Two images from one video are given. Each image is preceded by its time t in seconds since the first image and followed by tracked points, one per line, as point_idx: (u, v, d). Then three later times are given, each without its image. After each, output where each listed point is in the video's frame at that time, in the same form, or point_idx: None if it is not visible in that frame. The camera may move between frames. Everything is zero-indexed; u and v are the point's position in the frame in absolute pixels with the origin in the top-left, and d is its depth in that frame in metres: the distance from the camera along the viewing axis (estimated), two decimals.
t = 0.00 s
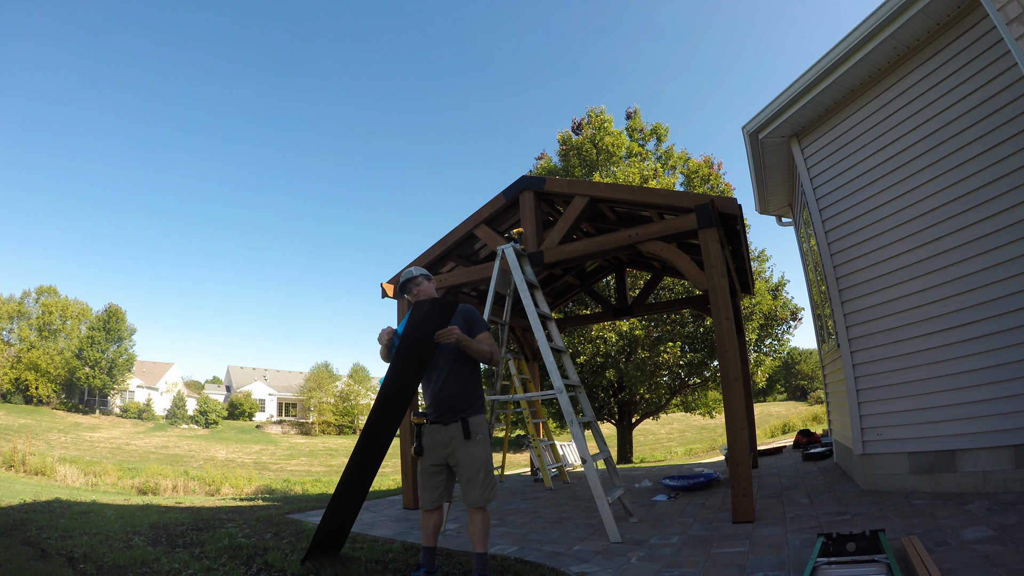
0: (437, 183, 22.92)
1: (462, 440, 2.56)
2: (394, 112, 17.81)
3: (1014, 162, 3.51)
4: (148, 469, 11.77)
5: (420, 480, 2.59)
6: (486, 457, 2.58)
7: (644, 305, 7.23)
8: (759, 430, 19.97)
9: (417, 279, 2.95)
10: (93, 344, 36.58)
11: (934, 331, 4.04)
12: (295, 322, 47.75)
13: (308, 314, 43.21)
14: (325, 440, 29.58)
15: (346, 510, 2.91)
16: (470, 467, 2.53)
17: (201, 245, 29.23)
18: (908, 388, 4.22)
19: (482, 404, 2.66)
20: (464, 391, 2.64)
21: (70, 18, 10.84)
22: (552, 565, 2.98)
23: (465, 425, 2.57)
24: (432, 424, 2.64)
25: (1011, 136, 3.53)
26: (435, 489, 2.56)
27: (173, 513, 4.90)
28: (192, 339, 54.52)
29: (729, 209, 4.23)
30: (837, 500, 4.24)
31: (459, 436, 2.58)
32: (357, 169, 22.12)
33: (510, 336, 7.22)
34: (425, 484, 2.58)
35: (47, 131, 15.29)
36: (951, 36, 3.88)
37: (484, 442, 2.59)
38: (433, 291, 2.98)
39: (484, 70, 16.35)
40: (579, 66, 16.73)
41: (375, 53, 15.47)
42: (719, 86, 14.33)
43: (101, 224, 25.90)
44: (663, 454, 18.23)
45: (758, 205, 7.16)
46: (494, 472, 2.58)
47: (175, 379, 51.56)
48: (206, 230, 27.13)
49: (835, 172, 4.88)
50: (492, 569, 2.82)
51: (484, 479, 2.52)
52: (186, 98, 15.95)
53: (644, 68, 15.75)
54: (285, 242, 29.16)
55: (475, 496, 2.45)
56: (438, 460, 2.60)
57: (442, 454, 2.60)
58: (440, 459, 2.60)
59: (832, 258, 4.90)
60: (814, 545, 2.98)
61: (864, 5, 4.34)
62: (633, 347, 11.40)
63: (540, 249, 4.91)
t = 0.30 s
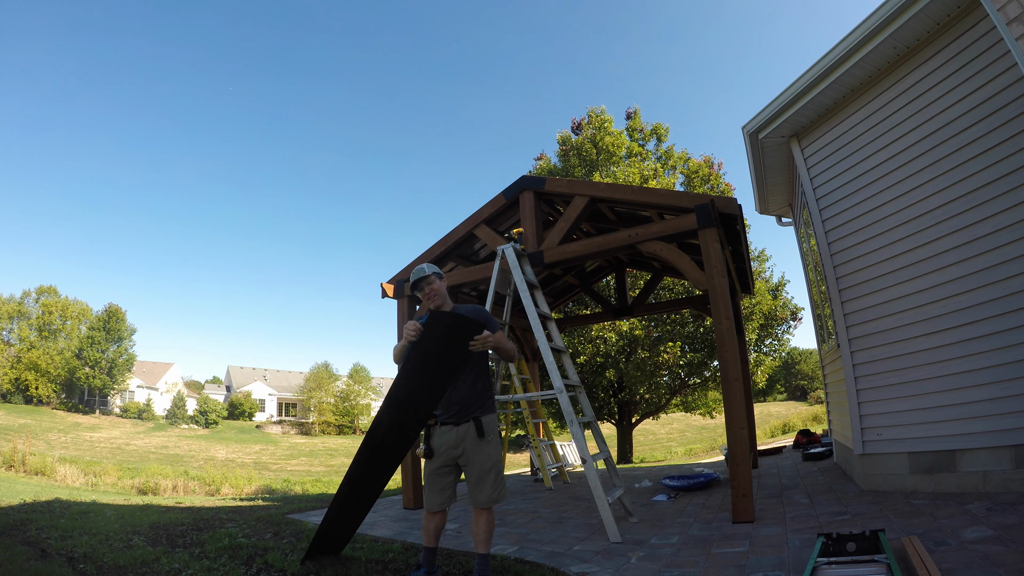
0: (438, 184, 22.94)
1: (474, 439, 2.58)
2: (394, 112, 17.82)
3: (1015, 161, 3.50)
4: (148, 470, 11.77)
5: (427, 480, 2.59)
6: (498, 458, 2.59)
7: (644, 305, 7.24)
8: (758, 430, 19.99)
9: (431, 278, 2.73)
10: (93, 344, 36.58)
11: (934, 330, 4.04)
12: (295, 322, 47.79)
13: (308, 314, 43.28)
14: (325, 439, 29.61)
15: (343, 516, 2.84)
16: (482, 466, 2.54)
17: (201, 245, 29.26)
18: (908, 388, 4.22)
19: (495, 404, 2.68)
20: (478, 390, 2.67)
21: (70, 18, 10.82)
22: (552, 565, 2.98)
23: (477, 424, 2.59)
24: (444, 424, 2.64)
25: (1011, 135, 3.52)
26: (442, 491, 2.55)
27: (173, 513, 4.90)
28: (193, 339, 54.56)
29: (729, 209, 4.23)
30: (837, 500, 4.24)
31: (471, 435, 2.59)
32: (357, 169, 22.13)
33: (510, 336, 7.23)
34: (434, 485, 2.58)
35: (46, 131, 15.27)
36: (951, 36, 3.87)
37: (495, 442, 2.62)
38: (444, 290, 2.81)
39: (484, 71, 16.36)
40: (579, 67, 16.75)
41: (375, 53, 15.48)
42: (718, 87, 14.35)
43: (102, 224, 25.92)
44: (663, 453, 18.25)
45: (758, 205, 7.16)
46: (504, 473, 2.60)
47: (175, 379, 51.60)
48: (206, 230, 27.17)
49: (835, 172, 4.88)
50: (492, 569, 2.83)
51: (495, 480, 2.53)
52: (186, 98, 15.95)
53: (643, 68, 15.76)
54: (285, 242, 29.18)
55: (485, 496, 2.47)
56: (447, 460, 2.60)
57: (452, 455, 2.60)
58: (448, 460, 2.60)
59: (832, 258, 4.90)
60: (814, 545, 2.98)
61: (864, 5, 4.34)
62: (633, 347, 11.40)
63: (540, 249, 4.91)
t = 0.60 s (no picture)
0: (438, 184, 22.95)
1: (474, 439, 2.58)
2: (394, 112, 17.81)
3: (1015, 161, 3.50)
4: (149, 470, 11.77)
5: (428, 480, 2.59)
6: (498, 458, 2.60)
7: (644, 305, 7.24)
8: (758, 430, 19.99)
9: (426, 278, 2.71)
10: (93, 344, 36.61)
11: (934, 330, 4.04)
12: (295, 322, 47.82)
13: (308, 314, 43.31)
14: (325, 440, 29.62)
15: (346, 517, 2.86)
16: (483, 466, 2.54)
17: (201, 245, 29.26)
18: (908, 389, 4.22)
19: (495, 405, 2.68)
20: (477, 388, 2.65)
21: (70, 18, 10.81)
22: (552, 565, 2.99)
23: (478, 424, 2.59)
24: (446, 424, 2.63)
25: (1011, 136, 3.53)
26: (443, 490, 2.55)
27: (173, 513, 4.90)
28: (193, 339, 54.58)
29: (729, 209, 4.22)
30: (837, 500, 4.24)
31: (472, 436, 2.59)
32: (357, 169, 22.11)
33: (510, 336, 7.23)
34: (435, 485, 2.58)
35: (45, 131, 15.26)
36: (952, 36, 3.87)
37: (496, 442, 2.62)
38: (442, 291, 2.80)
39: (484, 71, 16.35)
40: (579, 67, 16.74)
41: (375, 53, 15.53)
42: (718, 87, 14.36)
43: (102, 224, 25.93)
44: (663, 453, 18.26)
45: (758, 204, 7.13)
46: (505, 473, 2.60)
47: (175, 379, 51.64)
48: (205, 230, 27.19)
49: (835, 172, 4.88)
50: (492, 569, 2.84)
51: (496, 479, 2.53)
52: (186, 98, 15.93)
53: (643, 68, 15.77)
54: (285, 242, 29.20)
55: (485, 496, 2.47)
56: (448, 461, 2.59)
57: (452, 455, 2.60)
58: (449, 460, 2.60)
59: (832, 258, 4.90)
60: (814, 545, 2.98)
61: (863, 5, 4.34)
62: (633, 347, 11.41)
63: (539, 249, 4.90)
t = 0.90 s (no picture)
0: (438, 185, 22.95)
1: (476, 441, 2.59)
2: (393, 112, 17.80)
3: (1015, 161, 3.51)
4: (149, 469, 11.77)
5: (429, 481, 2.58)
6: (499, 458, 2.61)
7: (644, 305, 7.24)
8: (758, 430, 20.00)
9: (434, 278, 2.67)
10: (93, 344, 36.59)
11: (934, 331, 4.04)
12: (295, 322, 47.84)
13: (308, 314, 43.31)
14: (325, 439, 29.63)
15: (347, 517, 2.87)
16: (485, 466, 2.54)
17: (201, 245, 29.27)
18: (907, 389, 4.22)
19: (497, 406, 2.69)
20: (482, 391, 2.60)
21: (70, 18, 10.81)
22: (552, 565, 2.99)
23: (480, 425, 2.59)
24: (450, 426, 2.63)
25: (1011, 136, 3.52)
26: (444, 491, 2.55)
27: (172, 513, 4.89)
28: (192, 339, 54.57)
29: (729, 209, 4.22)
30: (837, 500, 4.24)
31: (474, 437, 2.59)
32: (357, 169, 22.09)
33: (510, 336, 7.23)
34: (436, 486, 2.57)
35: (44, 131, 15.24)
36: (951, 36, 3.88)
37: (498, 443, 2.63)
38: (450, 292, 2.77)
39: (484, 71, 16.35)
40: (578, 67, 16.73)
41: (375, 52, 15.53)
42: (717, 87, 14.37)
43: (102, 225, 25.96)
44: (663, 453, 18.26)
45: (758, 204, 7.13)
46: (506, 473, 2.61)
47: (175, 379, 51.66)
48: (205, 230, 27.21)
49: (835, 172, 4.88)
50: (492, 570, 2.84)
51: (497, 479, 2.54)
52: (185, 98, 15.92)
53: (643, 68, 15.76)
54: (285, 242, 29.20)
55: (487, 496, 2.48)
56: (451, 461, 2.59)
57: (454, 455, 2.60)
58: (451, 461, 2.60)
59: (832, 258, 4.90)
60: (814, 545, 2.98)
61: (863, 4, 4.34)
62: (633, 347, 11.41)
63: (539, 249, 4.90)
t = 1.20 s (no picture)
0: (438, 185, 22.94)
1: (469, 442, 2.57)
2: (394, 112, 17.81)
3: (1015, 161, 3.51)
4: (149, 469, 11.77)
5: (426, 482, 2.58)
6: (495, 457, 2.60)
7: (644, 305, 7.24)
8: (759, 430, 20.00)
9: (412, 289, 2.65)
10: (93, 344, 36.58)
11: (934, 331, 4.04)
12: (295, 322, 47.88)
13: (308, 314, 43.31)
14: (325, 439, 29.64)
15: (346, 521, 2.87)
16: (480, 466, 2.54)
17: (201, 245, 29.28)
18: (907, 389, 4.23)
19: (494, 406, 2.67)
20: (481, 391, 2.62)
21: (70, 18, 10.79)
22: (552, 565, 2.98)
23: (476, 425, 2.58)
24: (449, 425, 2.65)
25: (1012, 136, 3.52)
26: (441, 491, 2.55)
27: (173, 513, 4.90)
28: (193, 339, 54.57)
29: (729, 209, 4.22)
30: (837, 500, 4.24)
31: (470, 437, 2.58)
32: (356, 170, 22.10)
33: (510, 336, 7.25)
34: (433, 484, 2.57)
35: (44, 131, 15.22)
36: (952, 35, 3.87)
37: (493, 442, 2.61)
38: (433, 302, 2.80)
39: (484, 71, 16.34)
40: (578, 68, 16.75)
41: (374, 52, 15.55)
42: (718, 87, 14.36)
43: (102, 225, 25.95)
44: (664, 453, 18.27)
45: (758, 204, 7.12)
46: (502, 473, 2.60)
47: (175, 379, 51.66)
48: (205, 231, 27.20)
49: (834, 171, 4.88)
50: (493, 570, 2.84)
51: (493, 478, 2.54)
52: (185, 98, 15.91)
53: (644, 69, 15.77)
54: (286, 242, 29.22)
55: (484, 495, 2.47)
56: (447, 460, 2.59)
57: (450, 456, 2.59)
58: (448, 461, 2.60)
59: (832, 257, 4.90)
60: (814, 544, 2.98)
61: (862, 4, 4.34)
62: (633, 347, 11.42)
63: (540, 249, 4.90)
